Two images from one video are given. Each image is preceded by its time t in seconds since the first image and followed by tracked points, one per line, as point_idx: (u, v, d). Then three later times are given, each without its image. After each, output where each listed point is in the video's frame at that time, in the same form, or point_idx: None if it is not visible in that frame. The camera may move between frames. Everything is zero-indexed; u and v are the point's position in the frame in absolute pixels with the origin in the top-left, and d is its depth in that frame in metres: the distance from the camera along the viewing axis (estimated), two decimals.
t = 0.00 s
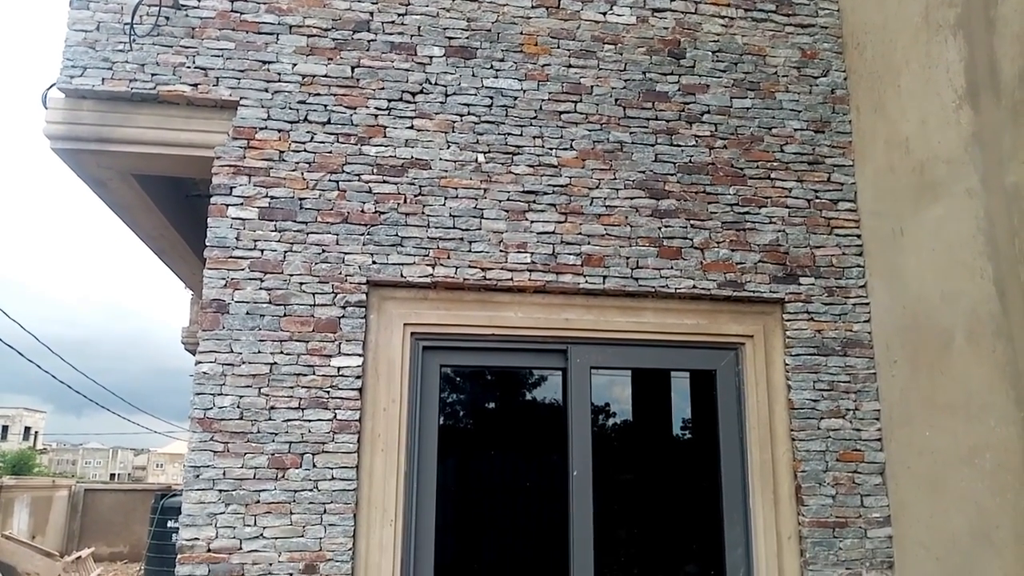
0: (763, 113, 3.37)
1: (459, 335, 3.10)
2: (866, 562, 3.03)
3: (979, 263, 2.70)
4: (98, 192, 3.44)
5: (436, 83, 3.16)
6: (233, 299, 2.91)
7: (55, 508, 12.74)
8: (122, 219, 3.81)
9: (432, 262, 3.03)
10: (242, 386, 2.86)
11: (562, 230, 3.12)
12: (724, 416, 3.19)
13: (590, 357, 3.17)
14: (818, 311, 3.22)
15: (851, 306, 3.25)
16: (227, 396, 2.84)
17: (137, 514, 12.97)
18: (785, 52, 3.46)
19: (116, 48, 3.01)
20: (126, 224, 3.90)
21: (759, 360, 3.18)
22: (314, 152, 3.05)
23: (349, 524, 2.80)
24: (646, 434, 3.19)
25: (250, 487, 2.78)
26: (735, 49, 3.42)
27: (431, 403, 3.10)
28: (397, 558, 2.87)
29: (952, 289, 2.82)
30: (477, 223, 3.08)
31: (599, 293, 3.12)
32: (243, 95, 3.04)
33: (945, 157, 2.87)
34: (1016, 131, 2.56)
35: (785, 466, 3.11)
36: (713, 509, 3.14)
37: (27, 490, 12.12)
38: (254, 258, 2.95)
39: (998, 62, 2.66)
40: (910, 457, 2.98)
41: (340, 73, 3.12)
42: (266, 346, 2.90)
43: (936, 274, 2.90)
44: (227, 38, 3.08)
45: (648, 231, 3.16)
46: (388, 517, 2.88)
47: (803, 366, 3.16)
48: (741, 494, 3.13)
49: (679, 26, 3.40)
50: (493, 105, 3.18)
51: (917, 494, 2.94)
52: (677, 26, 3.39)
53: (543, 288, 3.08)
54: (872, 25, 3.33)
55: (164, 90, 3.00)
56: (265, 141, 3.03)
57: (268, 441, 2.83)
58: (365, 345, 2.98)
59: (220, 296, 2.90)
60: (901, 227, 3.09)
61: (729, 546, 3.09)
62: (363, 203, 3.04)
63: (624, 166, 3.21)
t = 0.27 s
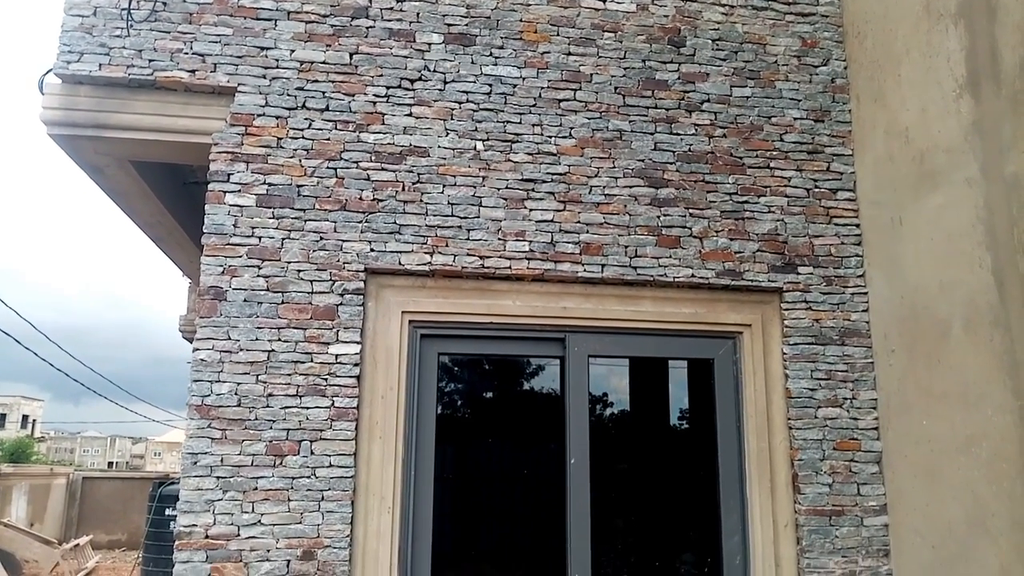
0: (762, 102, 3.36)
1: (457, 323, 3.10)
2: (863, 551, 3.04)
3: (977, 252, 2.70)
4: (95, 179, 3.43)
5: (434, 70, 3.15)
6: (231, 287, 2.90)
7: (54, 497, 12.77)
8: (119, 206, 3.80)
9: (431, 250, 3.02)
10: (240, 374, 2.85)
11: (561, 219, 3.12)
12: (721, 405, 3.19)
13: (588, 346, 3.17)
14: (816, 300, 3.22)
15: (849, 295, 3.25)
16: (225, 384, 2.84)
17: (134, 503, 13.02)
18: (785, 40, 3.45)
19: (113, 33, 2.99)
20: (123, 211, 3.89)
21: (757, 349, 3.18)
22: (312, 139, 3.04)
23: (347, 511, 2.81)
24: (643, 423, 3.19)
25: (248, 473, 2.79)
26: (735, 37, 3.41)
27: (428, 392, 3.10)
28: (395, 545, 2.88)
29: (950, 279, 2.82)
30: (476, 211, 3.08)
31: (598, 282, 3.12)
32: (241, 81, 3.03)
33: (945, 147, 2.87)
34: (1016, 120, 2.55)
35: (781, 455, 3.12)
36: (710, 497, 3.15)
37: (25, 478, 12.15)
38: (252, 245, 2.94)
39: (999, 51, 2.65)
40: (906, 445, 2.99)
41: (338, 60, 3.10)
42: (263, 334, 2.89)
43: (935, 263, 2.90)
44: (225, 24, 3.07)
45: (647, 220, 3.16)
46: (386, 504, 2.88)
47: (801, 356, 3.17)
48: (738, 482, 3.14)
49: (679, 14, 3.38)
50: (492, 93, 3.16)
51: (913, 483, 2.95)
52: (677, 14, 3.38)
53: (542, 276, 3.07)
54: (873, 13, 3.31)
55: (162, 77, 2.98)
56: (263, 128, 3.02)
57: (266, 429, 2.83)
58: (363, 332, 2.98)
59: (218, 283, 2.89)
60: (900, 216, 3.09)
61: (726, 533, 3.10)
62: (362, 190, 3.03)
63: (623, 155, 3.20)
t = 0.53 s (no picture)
0: (764, 88, 3.34)
1: (458, 310, 3.10)
2: (862, 537, 3.05)
3: (980, 239, 2.69)
4: (94, 165, 3.42)
5: (435, 56, 3.14)
6: (231, 274, 2.90)
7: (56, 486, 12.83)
8: (118, 192, 3.80)
9: (431, 237, 3.02)
10: (241, 360, 2.85)
11: (562, 205, 3.11)
12: (722, 392, 3.19)
13: (589, 333, 3.17)
14: (817, 288, 3.22)
15: (851, 283, 3.25)
16: (226, 370, 2.84)
17: (136, 491, 13.08)
18: (788, 26, 3.43)
19: (111, 19, 2.98)
20: (122, 198, 3.89)
21: (758, 336, 3.18)
22: (312, 125, 3.02)
23: (348, 497, 2.82)
24: (644, 410, 3.20)
25: (249, 460, 2.79)
26: (738, 23, 3.38)
27: (429, 379, 3.10)
28: (396, 531, 2.88)
29: (952, 266, 2.82)
30: (477, 198, 3.07)
31: (598, 269, 3.11)
32: (240, 67, 3.01)
33: (947, 133, 2.86)
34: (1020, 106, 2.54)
35: (782, 442, 3.12)
36: (710, 484, 3.16)
37: (27, 466, 12.20)
38: (252, 232, 2.93)
39: (1004, 36, 2.63)
40: (906, 433, 3.00)
41: (338, 45, 3.09)
42: (264, 321, 2.89)
43: (936, 250, 2.89)
44: (224, 9, 3.05)
45: (648, 207, 3.15)
46: (387, 491, 2.89)
47: (802, 343, 3.16)
48: (739, 469, 3.14)
49: None
50: (492, 79, 3.15)
51: (913, 470, 2.95)
52: None
53: (542, 263, 3.07)
54: None
55: (161, 62, 2.97)
56: (262, 114, 3.00)
57: (267, 415, 2.83)
58: (364, 319, 2.97)
59: (218, 270, 2.88)
60: (902, 203, 3.08)
61: (726, 520, 3.11)
62: (362, 177, 3.02)
63: (625, 142, 3.19)
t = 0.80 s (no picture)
0: (766, 77, 3.33)
1: (458, 298, 3.09)
2: (860, 526, 3.06)
3: (980, 228, 2.68)
4: (93, 152, 3.41)
5: (435, 43, 3.12)
6: (230, 261, 2.89)
7: (55, 475, 12.85)
8: (117, 179, 3.79)
9: (431, 225, 3.01)
10: (240, 347, 2.85)
11: (562, 194, 3.10)
12: (721, 381, 3.19)
13: (588, 322, 3.16)
14: (818, 277, 3.21)
15: (851, 272, 3.24)
16: (225, 357, 2.83)
17: (136, 479, 13.12)
18: (789, 14, 3.41)
19: (110, 4, 2.96)
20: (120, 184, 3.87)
21: (757, 325, 3.18)
22: (311, 112, 3.01)
23: (347, 484, 2.82)
24: (643, 398, 3.20)
25: (248, 447, 2.79)
26: (739, 11, 3.37)
27: (428, 367, 3.10)
28: (395, 518, 2.89)
29: (952, 255, 2.81)
30: (477, 185, 3.06)
31: (598, 258, 3.10)
32: (239, 54, 3.00)
33: (949, 122, 2.85)
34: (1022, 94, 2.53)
35: (781, 431, 3.13)
36: (709, 473, 3.16)
37: (26, 454, 12.22)
38: (251, 219, 2.92)
39: (1006, 24, 2.61)
40: (905, 422, 3.00)
41: (337, 32, 3.07)
42: (263, 308, 2.89)
43: (937, 240, 2.89)
44: None
45: (648, 195, 3.14)
46: (386, 478, 2.89)
47: (802, 332, 3.16)
48: (738, 458, 3.15)
49: None
50: (493, 66, 3.14)
51: (912, 459, 2.96)
52: None
53: (542, 252, 3.06)
54: None
55: (159, 48, 2.95)
56: (261, 101, 2.99)
57: (266, 402, 2.83)
58: (363, 307, 2.97)
59: (218, 257, 2.88)
60: (903, 192, 3.08)
61: (725, 509, 3.11)
62: (361, 164, 3.01)
63: (625, 130, 3.17)
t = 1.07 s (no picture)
0: (766, 63, 3.31)
1: (458, 286, 3.09)
2: (859, 513, 3.06)
3: (981, 216, 2.68)
4: (92, 139, 3.41)
5: (434, 29, 3.11)
6: (230, 248, 2.89)
7: (56, 464, 12.88)
8: (116, 167, 3.79)
9: (430, 212, 3.00)
10: (240, 335, 2.85)
11: (562, 181, 3.09)
12: (721, 369, 3.20)
13: (588, 309, 3.16)
14: (818, 264, 3.21)
15: (851, 260, 3.24)
16: (225, 345, 2.83)
17: (137, 468, 13.16)
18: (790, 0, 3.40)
19: None
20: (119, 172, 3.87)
21: (757, 313, 3.18)
22: (310, 99, 3.00)
23: (348, 471, 2.82)
24: (643, 386, 3.20)
25: (249, 434, 2.80)
26: None
27: (428, 354, 3.10)
28: (395, 505, 2.90)
29: (952, 242, 2.81)
30: (476, 172, 3.05)
31: (598, 245, 3.10)
32: (238, 40, 2.98)
33: (950, 109, 2.84)
34: None
35: (780, 418, 3.13)
36: (709, 460, 3.17)
37: (27, 444, 12.25)
38: (250, 206, 2.92)
39: (1008, 10, 2.60)
40: (904, 409, 3.01)
41: (336, 18, 3.06)
42: (263, 295, 2.88)
43: (937, 227, 2.88)
44: None
45: (648, 183, 3.13)
46: (386, 465, 2.90)
47: (801, 320, 3.16)
48: (737, 445, 3.15)
49: None
50: (492, 53, 3.13)
51: (911, 446, 2.97)
52: None
53: (542, 239, 3.05)
54: None
55: (157, 35, 2.94)
56: (260, 87, 2.98)
57: (266, 389, 2.83)
58: (363, 295, 2.97)
59: (217, 244, 2.87)
60: (903, 180, 3.07)
61: (724, 496, 3.12)
62: (361, 151, 3.00)
63: (625, 116, 3.16)
